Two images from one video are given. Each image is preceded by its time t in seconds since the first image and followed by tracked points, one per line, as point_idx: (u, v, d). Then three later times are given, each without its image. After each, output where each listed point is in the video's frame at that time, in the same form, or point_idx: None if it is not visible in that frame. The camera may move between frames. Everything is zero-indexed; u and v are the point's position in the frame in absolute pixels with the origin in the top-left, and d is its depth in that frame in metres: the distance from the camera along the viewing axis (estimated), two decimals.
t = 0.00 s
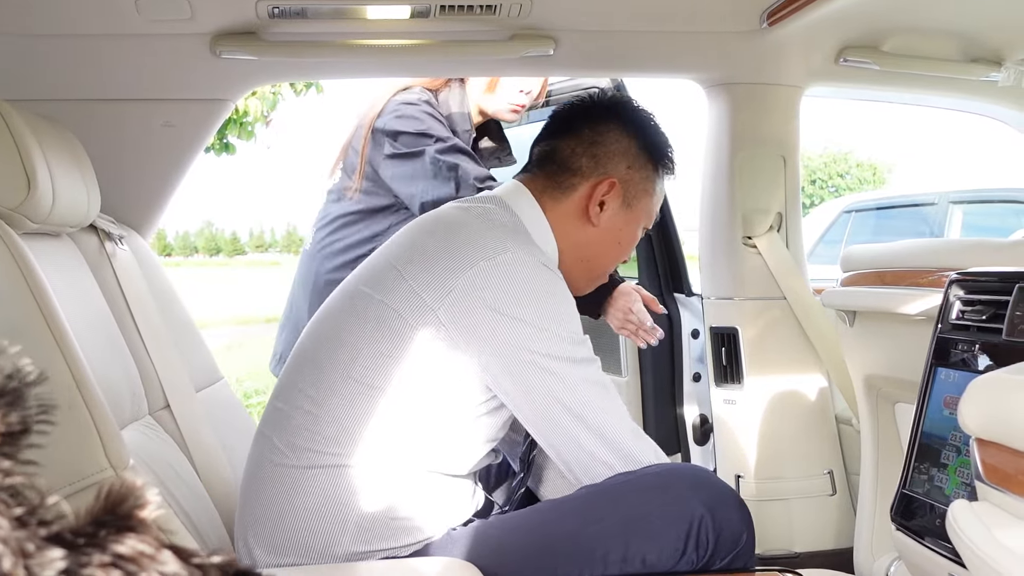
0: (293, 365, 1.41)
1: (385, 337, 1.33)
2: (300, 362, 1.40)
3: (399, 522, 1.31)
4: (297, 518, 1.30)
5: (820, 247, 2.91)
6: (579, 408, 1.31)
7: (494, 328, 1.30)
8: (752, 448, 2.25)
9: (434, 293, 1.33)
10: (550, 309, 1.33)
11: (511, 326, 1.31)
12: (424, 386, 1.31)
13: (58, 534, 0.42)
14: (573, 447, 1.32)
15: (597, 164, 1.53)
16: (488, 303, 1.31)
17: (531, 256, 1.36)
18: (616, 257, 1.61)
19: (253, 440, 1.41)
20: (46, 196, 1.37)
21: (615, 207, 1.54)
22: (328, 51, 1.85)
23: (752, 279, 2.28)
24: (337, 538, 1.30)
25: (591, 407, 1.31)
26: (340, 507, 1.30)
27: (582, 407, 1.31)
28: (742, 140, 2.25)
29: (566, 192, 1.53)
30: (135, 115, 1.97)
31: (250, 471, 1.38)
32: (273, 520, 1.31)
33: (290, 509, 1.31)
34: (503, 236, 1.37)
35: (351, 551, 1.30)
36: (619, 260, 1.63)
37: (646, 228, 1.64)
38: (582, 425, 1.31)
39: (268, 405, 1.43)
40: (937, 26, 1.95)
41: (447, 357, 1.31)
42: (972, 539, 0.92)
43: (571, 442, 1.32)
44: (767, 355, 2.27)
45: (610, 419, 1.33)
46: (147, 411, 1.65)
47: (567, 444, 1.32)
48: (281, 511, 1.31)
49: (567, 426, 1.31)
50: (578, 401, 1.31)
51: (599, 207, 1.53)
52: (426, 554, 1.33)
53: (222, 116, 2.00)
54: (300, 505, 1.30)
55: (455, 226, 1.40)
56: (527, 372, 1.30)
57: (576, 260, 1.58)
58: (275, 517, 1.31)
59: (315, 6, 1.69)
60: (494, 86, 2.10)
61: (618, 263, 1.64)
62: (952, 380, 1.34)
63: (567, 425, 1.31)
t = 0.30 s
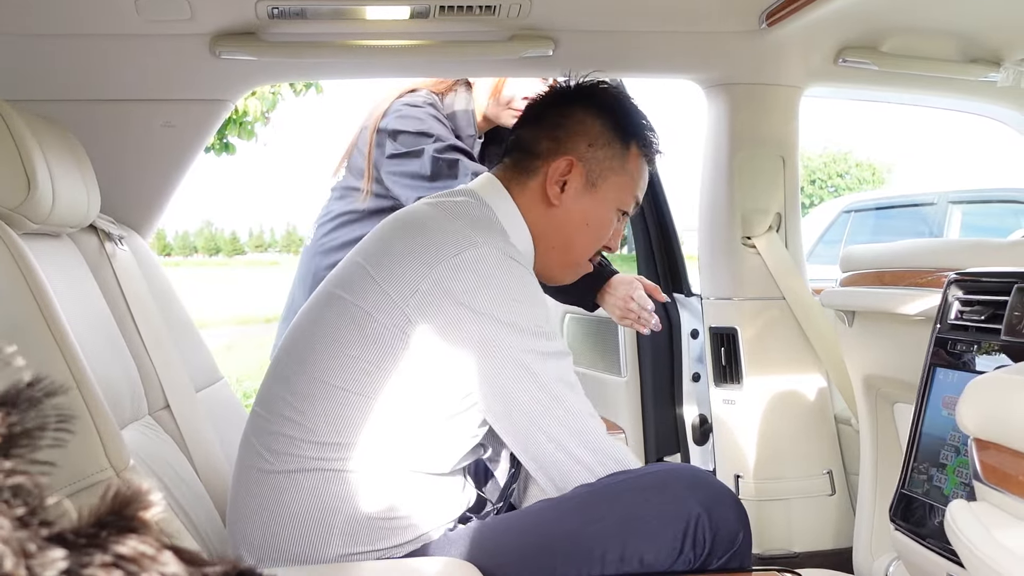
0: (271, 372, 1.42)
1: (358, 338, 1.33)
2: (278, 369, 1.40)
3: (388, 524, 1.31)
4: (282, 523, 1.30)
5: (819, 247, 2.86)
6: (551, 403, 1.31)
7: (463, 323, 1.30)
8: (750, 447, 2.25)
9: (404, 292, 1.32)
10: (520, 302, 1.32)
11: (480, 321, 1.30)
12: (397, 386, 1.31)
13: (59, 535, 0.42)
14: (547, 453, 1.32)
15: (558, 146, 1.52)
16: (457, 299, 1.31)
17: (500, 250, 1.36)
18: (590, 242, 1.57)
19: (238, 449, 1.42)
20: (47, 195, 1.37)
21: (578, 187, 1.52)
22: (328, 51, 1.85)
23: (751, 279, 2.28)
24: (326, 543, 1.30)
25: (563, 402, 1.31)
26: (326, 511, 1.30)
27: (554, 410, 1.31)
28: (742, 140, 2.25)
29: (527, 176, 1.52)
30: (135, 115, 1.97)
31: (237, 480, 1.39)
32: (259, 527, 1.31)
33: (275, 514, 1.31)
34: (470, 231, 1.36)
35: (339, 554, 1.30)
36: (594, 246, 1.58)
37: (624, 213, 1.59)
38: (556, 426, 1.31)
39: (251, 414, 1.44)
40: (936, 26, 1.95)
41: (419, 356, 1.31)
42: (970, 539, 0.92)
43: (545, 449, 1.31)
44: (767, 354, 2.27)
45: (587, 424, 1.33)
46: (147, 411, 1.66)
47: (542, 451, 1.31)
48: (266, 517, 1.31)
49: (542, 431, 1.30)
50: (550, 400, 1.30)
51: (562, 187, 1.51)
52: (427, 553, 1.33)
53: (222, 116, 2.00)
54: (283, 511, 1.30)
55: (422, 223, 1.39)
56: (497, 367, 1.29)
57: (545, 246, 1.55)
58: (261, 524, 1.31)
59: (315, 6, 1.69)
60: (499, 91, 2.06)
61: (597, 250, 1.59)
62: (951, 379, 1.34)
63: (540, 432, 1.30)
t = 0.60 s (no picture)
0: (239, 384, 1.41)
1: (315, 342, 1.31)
2: (245, 380, 1.39)
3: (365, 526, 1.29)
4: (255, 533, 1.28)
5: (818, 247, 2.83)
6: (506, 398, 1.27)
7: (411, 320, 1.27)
8: (748, 445, 2.25)
9: (357, 295, 1.30)
10: (473, 297, 1.29)
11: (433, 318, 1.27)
12: (354, 390, 1.28)
13: (47, 525, 0.41)
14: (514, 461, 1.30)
15: (507, 127, 1.49)
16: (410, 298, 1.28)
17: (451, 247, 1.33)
18: (547, 226, 1.49)
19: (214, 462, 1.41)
20: (44, 191, 1.37)
21: (526, 166, 1.47)
22: (325, 49, 1.84)
23: (749, 277, 2.27)
24: (302, 550, 1.28)
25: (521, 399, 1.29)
26: (296, 518, 1.28)
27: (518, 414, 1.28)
28: (740, 138, 2.25)
29: (477, 163, 1.50)
30: (133, 113, 1.97)
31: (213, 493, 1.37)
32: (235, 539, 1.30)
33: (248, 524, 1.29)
34: (422, 227, 1.34)
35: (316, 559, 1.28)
36: (553, 231, 1.50)
37: (585, 196, 1.50)
38: (518, 426, 1.28)
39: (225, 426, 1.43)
40: (934, 23, 1.95)
41: (374, 358, 1.28)
42: (965, 532, 0.92)
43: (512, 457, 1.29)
44: (765, 353, 2.27)
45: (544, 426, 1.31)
46: (144, 409, 1.65)
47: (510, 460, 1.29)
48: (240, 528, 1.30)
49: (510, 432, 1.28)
50: (508, 399, 1.27)
51: (510, 167, 1.47)
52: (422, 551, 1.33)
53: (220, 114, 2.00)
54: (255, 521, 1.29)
55: (374, 224, 1.36)
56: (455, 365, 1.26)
57: (500, 233, 1.50)
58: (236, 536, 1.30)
59: (312, 3, 1.68)
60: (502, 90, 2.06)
61: (558, 235, 1.51)
62: (948, 377, 1.34)
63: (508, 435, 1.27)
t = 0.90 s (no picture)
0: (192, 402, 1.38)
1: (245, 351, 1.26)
2: (196, 398, 1.36)
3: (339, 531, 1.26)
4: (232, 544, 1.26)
5: (814, 247, 2.84)
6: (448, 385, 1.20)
7: (332, 315, 1.21)
8: (744, 444, 2.25)
9: (278, 295, 1.25)
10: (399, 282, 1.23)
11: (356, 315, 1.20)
12: (288, 395, 1.23)
13: (36, 517, 0.41)
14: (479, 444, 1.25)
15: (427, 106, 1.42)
16: (331, 296, 1.21)
17: (367, 236, 1.25)
18: (462, 206, 1.40)
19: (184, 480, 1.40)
20: (39, 190, 1.37)
21: (439, 146, 1.39)
22: (321, 48, 1.85)
23: (746, 275, 2.27)
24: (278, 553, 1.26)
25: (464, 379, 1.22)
26: (267, 526, 1.25)
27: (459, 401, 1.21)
28: (736, 137, 2.24)
29: (399, 143, 1.44)
30: (129, 112, 1.97)
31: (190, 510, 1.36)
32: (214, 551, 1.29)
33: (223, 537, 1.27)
34: (337, 216, 1.27)
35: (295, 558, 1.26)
36: (469, 211, 1.40)
37: (502, 174, 1.39)
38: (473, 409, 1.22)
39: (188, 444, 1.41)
40: (930, 22, 1.95)
41: (304, 360, 1.23)
42: (954, 529, 0.90)
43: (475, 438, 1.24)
44: (761, 351, 2.27)
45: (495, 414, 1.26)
46: (141, 408, 1.66)
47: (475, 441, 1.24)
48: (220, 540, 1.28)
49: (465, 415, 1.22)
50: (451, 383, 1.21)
51: (423, 147, 1.40)
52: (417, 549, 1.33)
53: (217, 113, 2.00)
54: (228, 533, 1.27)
55: (288, 223, 1.30)
56: (369, 352, 1.20)
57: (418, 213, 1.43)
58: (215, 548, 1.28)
59: (307, 2, 1.68)
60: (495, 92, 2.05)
61: (476, 217, 1.41)
62: (941, 375, 1.35)
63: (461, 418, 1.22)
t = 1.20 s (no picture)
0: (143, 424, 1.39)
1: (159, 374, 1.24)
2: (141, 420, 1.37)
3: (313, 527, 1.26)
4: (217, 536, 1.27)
5: (814, 246, 2.86)
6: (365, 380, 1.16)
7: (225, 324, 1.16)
8: (743, 443, 2.25)
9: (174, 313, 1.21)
10: (288, 275, 1.17)
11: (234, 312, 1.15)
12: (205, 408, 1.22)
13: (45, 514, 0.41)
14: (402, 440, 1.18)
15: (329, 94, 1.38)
16: (213, 300, 1.16)
17: (241, 232, 1.19)
18: (369, 192, 1.34)
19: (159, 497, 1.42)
20: (41, 190, 1.37)
21: (345, 133, 1.34)
22: (322, 48, 1.85)
23: (745, 275, 2.28)
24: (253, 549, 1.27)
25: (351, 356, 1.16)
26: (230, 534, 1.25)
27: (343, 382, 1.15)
28: (736, 137, 2.25)
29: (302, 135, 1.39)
30: (130, 111, 1.97)
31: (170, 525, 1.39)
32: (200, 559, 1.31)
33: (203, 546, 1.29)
34: (223, 220, 1.21)
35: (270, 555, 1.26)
36: (378, 198, 1.35)
37: (409, 158, 1.34)
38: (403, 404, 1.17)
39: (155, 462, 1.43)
40: (929, 22, 1.96)
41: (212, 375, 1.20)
42: (957, 527, 0.91)
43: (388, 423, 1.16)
44: (761, 351, 2.27)
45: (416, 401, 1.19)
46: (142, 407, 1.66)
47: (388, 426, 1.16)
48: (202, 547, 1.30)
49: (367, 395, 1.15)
50: (339, 361, 1.15)
51: (328, 136, 1.35)
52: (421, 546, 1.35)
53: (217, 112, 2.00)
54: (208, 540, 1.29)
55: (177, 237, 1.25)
56: (263, 358, 1.14)
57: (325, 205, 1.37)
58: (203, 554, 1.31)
59: (308, 2, 1.69)
60: (496, 104, 2.03)
61: (388, 205, 1.36)
62: (942, 374, 1.35)
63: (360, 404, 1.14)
